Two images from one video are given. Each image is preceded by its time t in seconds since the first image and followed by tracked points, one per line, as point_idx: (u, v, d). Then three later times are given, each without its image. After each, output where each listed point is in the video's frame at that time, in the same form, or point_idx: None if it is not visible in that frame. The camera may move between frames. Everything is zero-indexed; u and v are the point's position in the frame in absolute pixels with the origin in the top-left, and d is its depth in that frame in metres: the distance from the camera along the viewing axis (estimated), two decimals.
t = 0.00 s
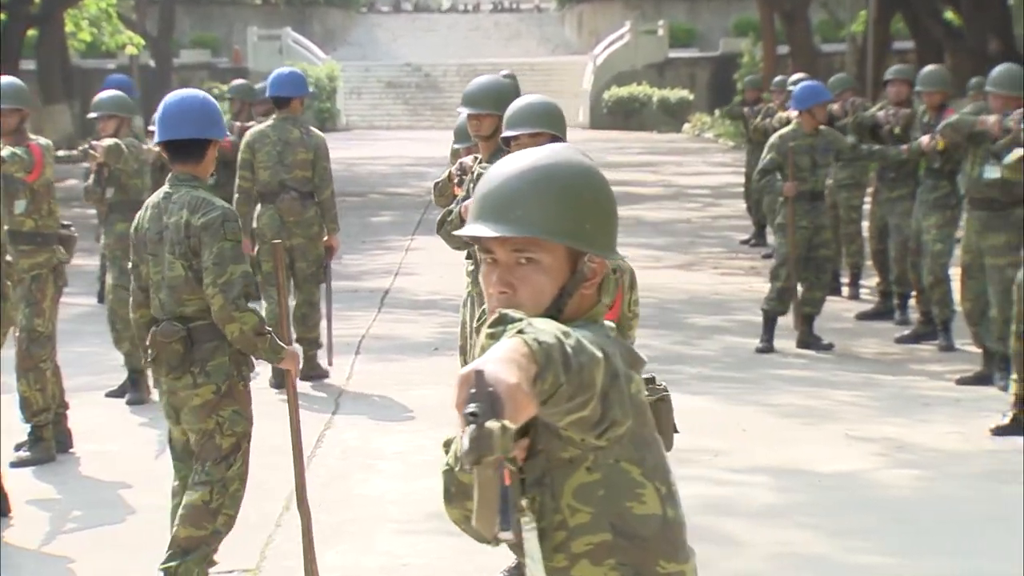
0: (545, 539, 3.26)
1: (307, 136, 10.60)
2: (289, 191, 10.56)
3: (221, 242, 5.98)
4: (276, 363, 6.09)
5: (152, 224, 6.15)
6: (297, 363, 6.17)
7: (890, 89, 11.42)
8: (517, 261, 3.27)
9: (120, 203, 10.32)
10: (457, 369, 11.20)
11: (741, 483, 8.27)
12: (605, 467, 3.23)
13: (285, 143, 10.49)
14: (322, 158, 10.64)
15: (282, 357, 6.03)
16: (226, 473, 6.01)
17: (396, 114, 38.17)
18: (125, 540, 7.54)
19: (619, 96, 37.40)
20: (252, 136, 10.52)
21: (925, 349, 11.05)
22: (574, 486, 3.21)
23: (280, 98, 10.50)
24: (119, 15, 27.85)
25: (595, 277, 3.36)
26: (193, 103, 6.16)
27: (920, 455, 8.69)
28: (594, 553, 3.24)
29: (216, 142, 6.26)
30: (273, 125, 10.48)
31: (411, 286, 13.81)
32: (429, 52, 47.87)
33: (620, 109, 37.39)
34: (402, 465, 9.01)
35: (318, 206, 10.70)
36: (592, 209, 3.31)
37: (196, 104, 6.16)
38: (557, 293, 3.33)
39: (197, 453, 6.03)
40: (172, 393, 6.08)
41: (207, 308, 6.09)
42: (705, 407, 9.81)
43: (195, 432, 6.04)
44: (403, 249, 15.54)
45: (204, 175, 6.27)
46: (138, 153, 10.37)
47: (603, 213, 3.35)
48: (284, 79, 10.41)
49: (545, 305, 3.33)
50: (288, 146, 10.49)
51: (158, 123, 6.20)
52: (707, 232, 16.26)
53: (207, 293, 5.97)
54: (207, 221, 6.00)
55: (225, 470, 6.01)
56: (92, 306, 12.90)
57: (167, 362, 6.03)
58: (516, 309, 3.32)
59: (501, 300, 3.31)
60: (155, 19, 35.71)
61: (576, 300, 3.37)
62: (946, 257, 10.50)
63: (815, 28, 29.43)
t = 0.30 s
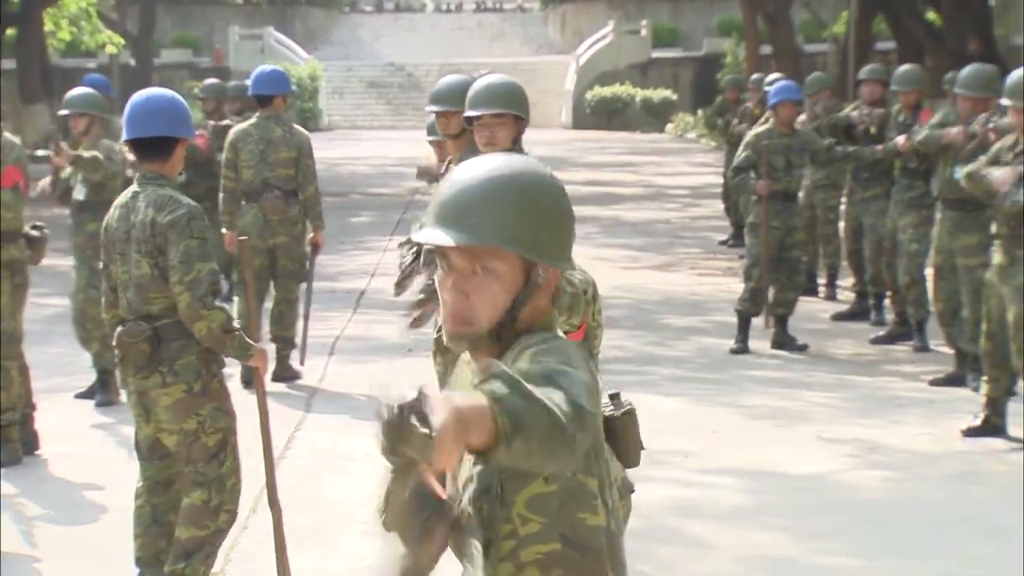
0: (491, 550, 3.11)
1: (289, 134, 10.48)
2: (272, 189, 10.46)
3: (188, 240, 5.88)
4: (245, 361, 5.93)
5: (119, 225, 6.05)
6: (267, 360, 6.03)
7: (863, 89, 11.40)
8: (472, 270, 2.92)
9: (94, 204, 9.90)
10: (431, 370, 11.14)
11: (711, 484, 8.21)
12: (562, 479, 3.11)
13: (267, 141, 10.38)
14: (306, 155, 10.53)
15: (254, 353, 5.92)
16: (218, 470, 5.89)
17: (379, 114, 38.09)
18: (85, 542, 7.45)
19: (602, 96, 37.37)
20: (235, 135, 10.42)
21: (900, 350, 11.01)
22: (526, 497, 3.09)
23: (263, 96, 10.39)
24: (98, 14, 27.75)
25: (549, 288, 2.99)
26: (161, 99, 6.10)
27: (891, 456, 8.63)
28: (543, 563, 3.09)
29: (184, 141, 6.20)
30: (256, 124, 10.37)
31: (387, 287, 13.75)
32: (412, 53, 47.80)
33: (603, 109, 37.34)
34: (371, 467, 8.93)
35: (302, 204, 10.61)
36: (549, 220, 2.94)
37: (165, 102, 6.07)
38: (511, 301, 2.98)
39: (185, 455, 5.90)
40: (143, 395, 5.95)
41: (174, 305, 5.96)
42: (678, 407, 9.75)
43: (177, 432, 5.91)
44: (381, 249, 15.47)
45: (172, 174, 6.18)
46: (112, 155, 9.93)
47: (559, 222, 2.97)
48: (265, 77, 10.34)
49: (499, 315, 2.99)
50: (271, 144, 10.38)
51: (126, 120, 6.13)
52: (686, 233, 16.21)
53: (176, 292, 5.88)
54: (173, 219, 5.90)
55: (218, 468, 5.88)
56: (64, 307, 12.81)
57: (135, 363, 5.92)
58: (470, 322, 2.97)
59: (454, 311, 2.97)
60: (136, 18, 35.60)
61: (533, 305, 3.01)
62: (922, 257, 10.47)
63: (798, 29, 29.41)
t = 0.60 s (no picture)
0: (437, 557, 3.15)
1: (260, 137, 10.42)
2: (241, 193, 10.38)
3: (152, 245, 5.98)
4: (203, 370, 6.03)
5: (85, 228, 6.15)
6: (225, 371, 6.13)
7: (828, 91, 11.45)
8: (421, 209, 3.25)
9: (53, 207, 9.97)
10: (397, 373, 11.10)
11: (674, 488, 8.17)
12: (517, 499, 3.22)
13: (237, 145, 10.33)
14: (277, 158, 10.46)
15: (212, 364, 5.99)
16: (161, 482, 5.95)
17: (354, 116, 38.00)
18: (42, 547, 7.38)
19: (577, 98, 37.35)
20: (206, 138, 10.38)
21: (867, 353, 11.01)
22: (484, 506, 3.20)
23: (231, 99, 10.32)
24: (69, 15, 27.59)
25: (497, 224, 3.32)
26: (128, 103, 6.23)
27: (855, 459, 8.62)
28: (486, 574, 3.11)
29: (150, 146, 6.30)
30: (228, 127, 10.30)
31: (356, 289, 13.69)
32: (389, 55, 47.70)
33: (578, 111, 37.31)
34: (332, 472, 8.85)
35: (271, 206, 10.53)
36: (490, 159, 3.26)
37: (131, 105, 6.20)
38: (459, 241, 3.28)
39: (133, 463, 5.98)
40: (102, 398, 6.06)
41: (137, 311, 6.07)
42: (643, 410, 9.71)
43: (127, 440, 5.99)
44: (351, 252, 15.41)
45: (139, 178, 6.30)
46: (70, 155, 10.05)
47: (504, 160, 3.29)
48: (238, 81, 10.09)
49: (448, 253, 3.28)
50: (241, 147, 10.33)
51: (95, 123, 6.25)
52: (658, 236, 16.18)
53: (138, 298, 5.97)
54: (138, 224, 5.99)
55: (162, 479, 5.95)
56: (30, 311, 12.72)
57: (95, 366, 6.01)
58: (420, 257, 3.27)
59: (405, 248, 3.28)
60: (110, 19, 35.44)
61: (478, 247, 3.33)
62: (890, 258, 10.43)
63: (774, 32, 29.39)
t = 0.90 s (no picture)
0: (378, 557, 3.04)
1: (228, 139, 10.39)
2: (209, 194, 10.35)
3: (121, 250, 5.93)
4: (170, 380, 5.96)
5: (52, 232, 6.10)
6: (191, 381, 6.06)
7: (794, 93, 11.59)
8: (363, 211, 3.14)
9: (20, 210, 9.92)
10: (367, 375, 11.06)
11: (641, 491, 8.13)
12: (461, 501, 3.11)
13: (205, 147, 10.31)
14: (245, 160, 10.42)
15: (177, 372, 5.94)
16: (122, 488, 5.91)
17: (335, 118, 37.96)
18: (6, 553, 7.31)
19: (559, 100, 37.37)
20: (175, 140, 10.39)
21: (840, 356, 10.99)
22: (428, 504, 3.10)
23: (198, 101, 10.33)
24: (48, 15, 27.52)
25: (439, 227, 3.22)
26: (96, 105, 6.25)
27: (824, 463, 8.59)
28: None
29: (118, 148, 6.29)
30: (196, 130, 10.30)
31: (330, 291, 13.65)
32: (371, 57, 47.66)
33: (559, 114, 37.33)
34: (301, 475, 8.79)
35: (240, 208, 10.45)
36: (432, 161, 3.15)
37: (103, 106, 6.25)
38: (401, 243, 3.16)
39: (93, 468, 5.93)
40: (66, 403, 5.99)
41: (103, 316, 6.01)
42: (613, 412, 9.66)
43: (90, 445, 5.94)
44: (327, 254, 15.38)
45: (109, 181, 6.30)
46: (35, 157, 10.05)
47: (449, 166, 3.19)
48: (202, 83, 10.20)
49: (390, 256, 3.16)
50: (209, 149, 10.31)
51: (67, 125, 6.26)
52: (634, 238, 16.16)
53: (105, 302, 5.93)
54: (106, 228, 5.95)
55: (123, 485, 5.91)
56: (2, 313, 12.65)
57: (61, 370, 5.94)
58: (362, 260, 3.16)
59: (347, 251, 3.16)
60: (90, 20, 35.37)
61: (421, 248, 3.21)
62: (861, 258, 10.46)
63: (754, 34, 29.41)
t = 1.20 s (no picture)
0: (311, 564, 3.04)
1: (191, 140, 10.37)
2: (174, 198, 10.34)
3: (87, 256, 5.87)
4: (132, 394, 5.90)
5: (17, 235, 6.02)
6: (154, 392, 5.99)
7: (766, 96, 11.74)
8: (304, 215, 3.11)
9: None
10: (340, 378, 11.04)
11: (611, 494, 8.10)
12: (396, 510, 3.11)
13: (169, 150, 10.29)
14: (209, 161, 10.42)
15: (139, 386, 5.90)
16: (86, 492, 5.81)
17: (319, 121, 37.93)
18: None
19: (542, 102, 37.38)
20: (137, 144, 10.36)
21: (814, 358, 11.00)
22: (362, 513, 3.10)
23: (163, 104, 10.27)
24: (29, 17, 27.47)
25: (380, 232, 3.20)
26: (65, 108, 6.25)
27: (794, 465, 8.59)
28: None
29: (85, 152, 6.26)
30: (158, 131, 10.28)
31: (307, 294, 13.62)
32: (355, 60, 47.62)
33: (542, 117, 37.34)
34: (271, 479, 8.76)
35: (207, 209, 10.47)
36: (376, 166, 3.13)
37: (70, 110, 6.25)
38: (344, 248, 3.14)
39: (57, 471, 5.82)
40: (32, 406, 5.92)
41: (69, 320, 5.93)
42: (585, 416, 9.64)
43: (56, 448, 5.84)
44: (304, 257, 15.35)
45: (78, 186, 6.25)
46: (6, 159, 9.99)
47: (392, 169, 3.17)
48: (162, 83, 10.22)
49: (332, 261, 3.14)
50: (172, 152, 10.29)
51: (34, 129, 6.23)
52: (613, 241, 16.14)
53: (71, 308, 5.87)
54: (71, 233, 5.88)
55: (87, 489, 5.80)
56: None
57: (26, 375, 5.86)
58: (303, 265, 3.13)
59: (288, 255, 3.12)
60: (72, 23, 35.30)
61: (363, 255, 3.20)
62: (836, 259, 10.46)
63: (736, 36, 29.39)
